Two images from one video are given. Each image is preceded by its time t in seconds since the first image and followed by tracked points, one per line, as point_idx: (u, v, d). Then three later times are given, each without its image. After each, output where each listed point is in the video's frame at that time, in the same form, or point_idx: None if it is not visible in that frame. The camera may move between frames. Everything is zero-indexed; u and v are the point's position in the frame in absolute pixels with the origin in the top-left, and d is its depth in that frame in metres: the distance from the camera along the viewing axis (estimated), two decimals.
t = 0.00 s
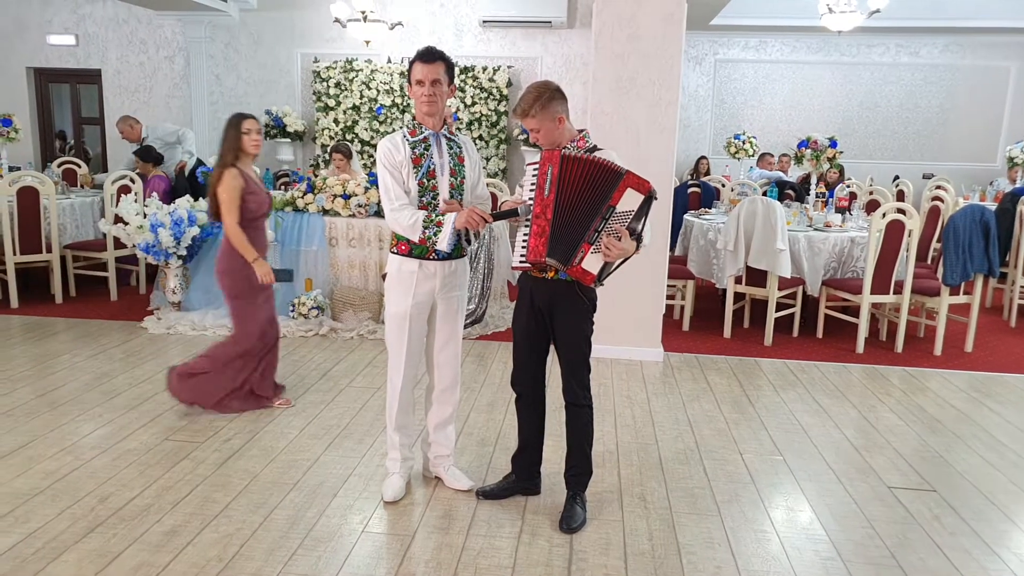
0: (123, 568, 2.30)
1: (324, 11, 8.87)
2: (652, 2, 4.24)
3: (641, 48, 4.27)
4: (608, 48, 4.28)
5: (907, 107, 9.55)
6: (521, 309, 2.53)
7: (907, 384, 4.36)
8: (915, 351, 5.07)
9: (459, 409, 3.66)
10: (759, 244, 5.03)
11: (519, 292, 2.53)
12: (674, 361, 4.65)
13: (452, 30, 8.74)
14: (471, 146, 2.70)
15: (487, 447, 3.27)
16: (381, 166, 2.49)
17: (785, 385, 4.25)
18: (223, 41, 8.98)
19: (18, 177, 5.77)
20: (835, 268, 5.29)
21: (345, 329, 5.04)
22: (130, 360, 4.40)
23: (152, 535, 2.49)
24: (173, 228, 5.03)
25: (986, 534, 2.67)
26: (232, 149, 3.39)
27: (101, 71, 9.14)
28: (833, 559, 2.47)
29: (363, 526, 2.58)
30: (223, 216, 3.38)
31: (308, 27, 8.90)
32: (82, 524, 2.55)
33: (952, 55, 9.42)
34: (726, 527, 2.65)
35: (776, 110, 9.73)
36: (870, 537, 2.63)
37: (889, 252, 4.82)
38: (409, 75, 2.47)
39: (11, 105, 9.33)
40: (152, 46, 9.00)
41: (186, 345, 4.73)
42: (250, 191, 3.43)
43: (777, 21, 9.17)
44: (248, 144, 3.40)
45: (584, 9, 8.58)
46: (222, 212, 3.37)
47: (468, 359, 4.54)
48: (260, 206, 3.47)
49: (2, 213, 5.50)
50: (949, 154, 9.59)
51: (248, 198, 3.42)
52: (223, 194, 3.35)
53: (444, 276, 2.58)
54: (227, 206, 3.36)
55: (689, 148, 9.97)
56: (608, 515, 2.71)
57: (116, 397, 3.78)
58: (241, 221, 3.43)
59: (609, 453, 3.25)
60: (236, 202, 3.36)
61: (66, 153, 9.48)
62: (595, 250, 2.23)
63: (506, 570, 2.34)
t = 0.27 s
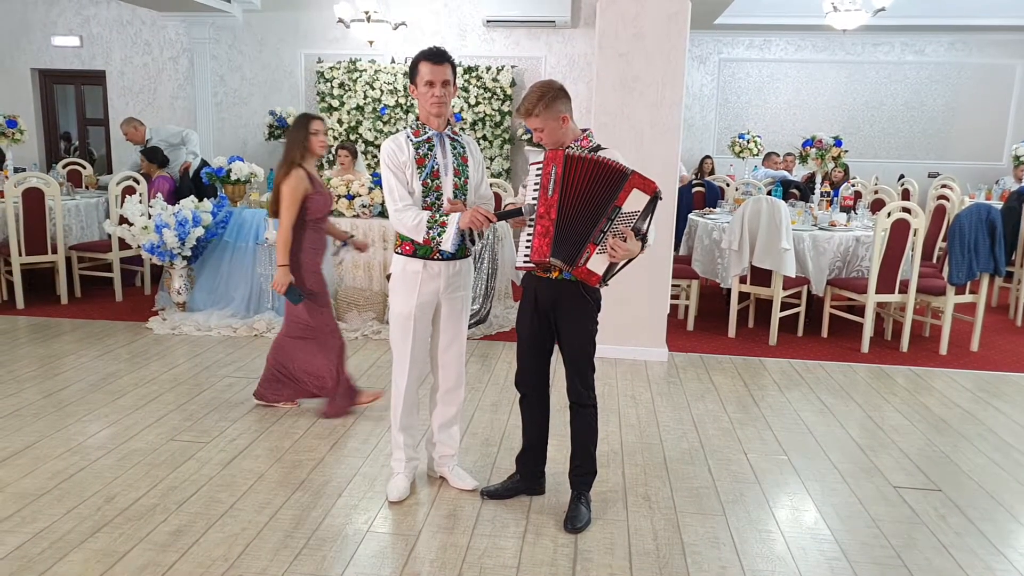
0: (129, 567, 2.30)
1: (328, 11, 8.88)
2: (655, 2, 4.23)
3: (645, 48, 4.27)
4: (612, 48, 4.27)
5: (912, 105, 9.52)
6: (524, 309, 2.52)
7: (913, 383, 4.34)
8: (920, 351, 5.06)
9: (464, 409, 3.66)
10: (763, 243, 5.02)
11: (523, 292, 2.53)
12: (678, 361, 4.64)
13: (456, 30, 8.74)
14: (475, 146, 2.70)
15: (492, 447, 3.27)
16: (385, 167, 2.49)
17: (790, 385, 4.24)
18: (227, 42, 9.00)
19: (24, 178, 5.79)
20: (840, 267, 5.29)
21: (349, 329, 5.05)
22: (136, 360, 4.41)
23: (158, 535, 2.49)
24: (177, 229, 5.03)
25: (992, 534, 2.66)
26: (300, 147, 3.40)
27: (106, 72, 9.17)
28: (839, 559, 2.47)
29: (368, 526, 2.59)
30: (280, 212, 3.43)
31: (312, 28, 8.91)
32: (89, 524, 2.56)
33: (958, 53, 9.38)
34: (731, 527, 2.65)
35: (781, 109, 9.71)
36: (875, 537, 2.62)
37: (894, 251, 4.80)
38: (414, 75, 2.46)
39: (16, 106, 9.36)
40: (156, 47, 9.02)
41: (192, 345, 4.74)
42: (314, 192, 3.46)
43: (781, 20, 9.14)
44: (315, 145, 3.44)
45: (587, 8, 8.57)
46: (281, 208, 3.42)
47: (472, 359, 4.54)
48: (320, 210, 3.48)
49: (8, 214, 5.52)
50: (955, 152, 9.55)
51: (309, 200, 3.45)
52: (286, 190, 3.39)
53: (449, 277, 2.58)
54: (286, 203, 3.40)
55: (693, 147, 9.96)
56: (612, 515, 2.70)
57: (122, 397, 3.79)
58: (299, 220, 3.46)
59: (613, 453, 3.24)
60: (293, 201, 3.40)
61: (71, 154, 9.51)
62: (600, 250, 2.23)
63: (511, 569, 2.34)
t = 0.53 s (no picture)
0: (131, 566, 2.30)
1: (330, 10, 8.88)
2: (657, 1, 4.23)
3: (647, 47, 4.26)
4: (614, 47, 4.27)
5: (915, 105, 9.50)
6: (526, 308, 2.52)
7: (915, 383, 4.34)
8: (922, 351, 5.05)
9: (466, 409, 3.66)
10: (765, 243, 5.02)
11: (525, 291, 2.53)
12: (680, 360, 4.64)
13: (458, 30, 8.74)
14: (477, 145, 2.70)
15: (493, 446, 3.27)
16: (386, 166, 2.49)
17: (792, 385, 4.24)
18: (230, 42, 9.00)
19: (26, 177, 5.79)
20: (842, 267, 5.28)
21: (351, 328, 5.06)
22: (138, 359, 4.41)
23: (161, 533, 2.50)
24: (179, 228, 5.04)
25: (993, 534, 2.66)
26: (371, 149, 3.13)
27: (108, 71, 9.17)
28: (840, 558, 2.47)
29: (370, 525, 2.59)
30: (349, 216, 3.09)
31: (313, 27, 8.91)
32: (91, 522, 2.57)
33: (960, 53, 9.37)
34: (733, 526, 2.65)
35: (783, 109, 9.70)
36: (877, 536, 2.62)
37: (896, 251, 4.80)
38: (418, 74, 2.47)
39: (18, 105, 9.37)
40: (158, 45, 9.03)
41: (193, 344, 4.74)
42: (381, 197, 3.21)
43: (784, 20, 9.13)
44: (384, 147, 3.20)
45: (589, 8, 8.57)
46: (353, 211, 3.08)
47: (474, 358, 4.54)
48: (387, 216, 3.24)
49: (10, 212, 5.52)
50: (957, 152, 9.55)
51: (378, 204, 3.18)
52: (355, 193, 3.07)
53: (451, 276, 2.58)
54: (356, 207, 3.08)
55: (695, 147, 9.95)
56: (614, 514, 2.70)
57: (124, 396, 3.79)
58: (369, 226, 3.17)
59: (615, 452, 3.24)
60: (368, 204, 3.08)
61: (73, 153, 9.51)
62: (604, 250, 2.23)
63: (513, 568, 2.34)
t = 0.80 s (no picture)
0: (133, 565, 2.30)
1: (330, 9, 8.88)
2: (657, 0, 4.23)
3: (647, 46, 4.26)
4: (613, 46, 4.27)
5: (915, 104, 9.50)
6: (527, 307, 2.52)
7: (915, 382, 4.34)
8: (923, 349, 5.05)
9: (466, 408, 3.66)
10: (765, 242, 5.02)
11: (526, 290, 2.53)
12: (680, 359, 4.64)
13: (458, 29, 8.74)
14: (477, 145, 2.69)
15: (494, 445, 3.27)
16: (386, 165, 2.49)
17: (792, 383, 4.24)
18: (229, 41, 9.00)
19: (26, 177, 5.79)
20: (842, 266, 5.28)
21: (351, 328, 5.05)
22: (138, 358, 4.41)
23: (161, 532, 2.50)
24: (179, 227, 5.04)
25: (994, 532, 2.66)
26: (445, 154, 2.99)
27: (107, 71, 9.17)
28: (840, 557, 2.47)
29: (370, 524, 2.59)
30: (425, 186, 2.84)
31: (313, 26, 8.90)
32: (91, 521, 2.57)
33: (961, 52, 9.37)
34: (733, 525, 2.65)
35: (783, 108, 9.70)
36: (877, 535, 2.62)
37: (897, 250, 4.79)
38: (419, 73, 2.47)
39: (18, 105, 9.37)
40: (158, 45, 9.03)
41: (194, 343, 4.74)
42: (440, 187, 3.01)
43: (783, 19, 9.12)
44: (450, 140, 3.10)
45: (589, 6, 8.56)
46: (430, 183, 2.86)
47: (474, 357, 4.54)
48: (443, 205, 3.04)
49: (10, 212, 5.51)
50: (957, 151, 9.54)
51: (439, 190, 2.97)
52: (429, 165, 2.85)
53: (451, 275, 2.58)
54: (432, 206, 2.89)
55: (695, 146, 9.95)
56: (614, 513, 2.70)
57: (125, 395, 3.79)
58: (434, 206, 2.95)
59: (615, 451, 3.24)
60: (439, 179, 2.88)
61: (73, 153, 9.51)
62: (605, 250, 2.23)
63: (513, 567, 2.34)
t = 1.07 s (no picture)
0: (135, 562, 2.31)
1: (333, 8, 8.88)
2: None
3: (651, 45, 4.26)
4: (617, 46, 4.27)
5: (919, 104, 9.48)
6: (529, 306, 2.53)
7: (917, 383, 4.33)
8: (925, 350, 5.05)
9: (468, 407, 3.66)
10: (768, 242, 5.01)
11: (528, 290, 2.53)
12: (683, 359, 4.64)
13: (462, 28, 8.74)
14: (480, 144, 2.69)
15: (496, 444, 3.27)
16: (389, 164, 2.49)
17: (794, 384, 4.23)
18: (233, 39, 9.01)
19: (30, 174, 5.80)
20: (845, 266, 5.25)
21: (353, 326, 5.05)
22: (141, 356, 4.42)
23: (163, 530, 2.50)
24: (182, 225, 5.05)
25: (995, 534, 2.66)
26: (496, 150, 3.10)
27: (111, 68, 9.19)
28: (842, 558, 2.46)
29: (372, 522, 2.59)
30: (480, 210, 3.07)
31: (317, 25, 8.91)
32: (94, 518, 2.57)
33: (965, 53, 9.35)
34: (735, 525, 2.64)
35: (787, 108, 9.69)
36: (879, 536, 2.61)
37: (900, 251, 4.79)
38: (427, 71, 2.46)
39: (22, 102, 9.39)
40: (162, 43, 9.04)
41: (196, 341, 4.75)
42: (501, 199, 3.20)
43: (787, 19, 9.11)
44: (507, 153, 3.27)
45: (593, 6, 8.56)
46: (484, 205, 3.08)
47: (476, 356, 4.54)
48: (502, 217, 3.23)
49: (13, 209, 5.52)
50: (961, 152, 9.53)
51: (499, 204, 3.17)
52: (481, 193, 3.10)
53: (453, 274, 2.58)
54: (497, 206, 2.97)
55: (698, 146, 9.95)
56: (616, 513, 2.70)
57: (127, 393, 3.80)
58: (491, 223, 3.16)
59: (617, 450, 3.24)
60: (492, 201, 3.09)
61: (77, 150, 9.53)
62: (610, 251, 2.23)
63: (515, 566, 2.34)
